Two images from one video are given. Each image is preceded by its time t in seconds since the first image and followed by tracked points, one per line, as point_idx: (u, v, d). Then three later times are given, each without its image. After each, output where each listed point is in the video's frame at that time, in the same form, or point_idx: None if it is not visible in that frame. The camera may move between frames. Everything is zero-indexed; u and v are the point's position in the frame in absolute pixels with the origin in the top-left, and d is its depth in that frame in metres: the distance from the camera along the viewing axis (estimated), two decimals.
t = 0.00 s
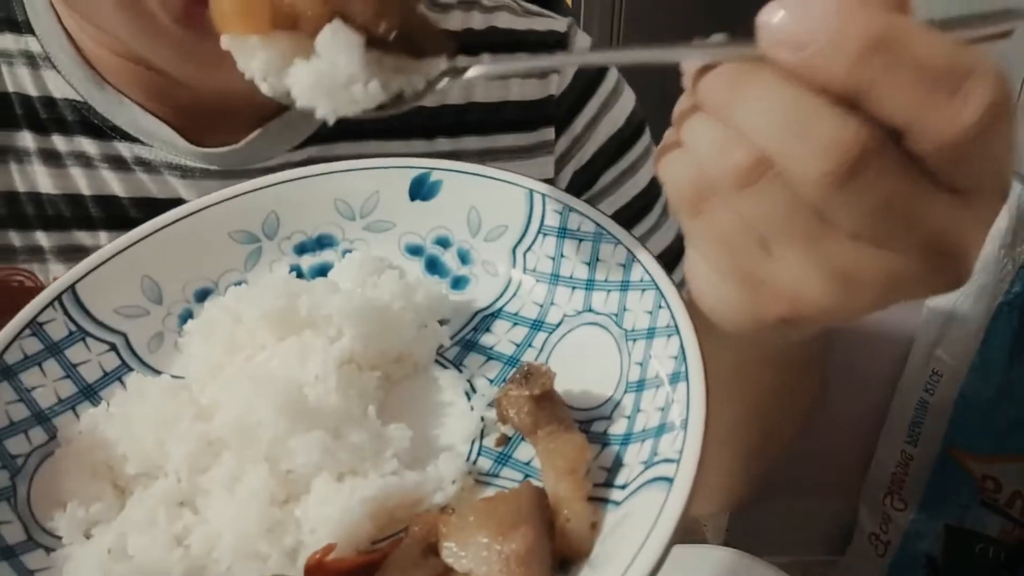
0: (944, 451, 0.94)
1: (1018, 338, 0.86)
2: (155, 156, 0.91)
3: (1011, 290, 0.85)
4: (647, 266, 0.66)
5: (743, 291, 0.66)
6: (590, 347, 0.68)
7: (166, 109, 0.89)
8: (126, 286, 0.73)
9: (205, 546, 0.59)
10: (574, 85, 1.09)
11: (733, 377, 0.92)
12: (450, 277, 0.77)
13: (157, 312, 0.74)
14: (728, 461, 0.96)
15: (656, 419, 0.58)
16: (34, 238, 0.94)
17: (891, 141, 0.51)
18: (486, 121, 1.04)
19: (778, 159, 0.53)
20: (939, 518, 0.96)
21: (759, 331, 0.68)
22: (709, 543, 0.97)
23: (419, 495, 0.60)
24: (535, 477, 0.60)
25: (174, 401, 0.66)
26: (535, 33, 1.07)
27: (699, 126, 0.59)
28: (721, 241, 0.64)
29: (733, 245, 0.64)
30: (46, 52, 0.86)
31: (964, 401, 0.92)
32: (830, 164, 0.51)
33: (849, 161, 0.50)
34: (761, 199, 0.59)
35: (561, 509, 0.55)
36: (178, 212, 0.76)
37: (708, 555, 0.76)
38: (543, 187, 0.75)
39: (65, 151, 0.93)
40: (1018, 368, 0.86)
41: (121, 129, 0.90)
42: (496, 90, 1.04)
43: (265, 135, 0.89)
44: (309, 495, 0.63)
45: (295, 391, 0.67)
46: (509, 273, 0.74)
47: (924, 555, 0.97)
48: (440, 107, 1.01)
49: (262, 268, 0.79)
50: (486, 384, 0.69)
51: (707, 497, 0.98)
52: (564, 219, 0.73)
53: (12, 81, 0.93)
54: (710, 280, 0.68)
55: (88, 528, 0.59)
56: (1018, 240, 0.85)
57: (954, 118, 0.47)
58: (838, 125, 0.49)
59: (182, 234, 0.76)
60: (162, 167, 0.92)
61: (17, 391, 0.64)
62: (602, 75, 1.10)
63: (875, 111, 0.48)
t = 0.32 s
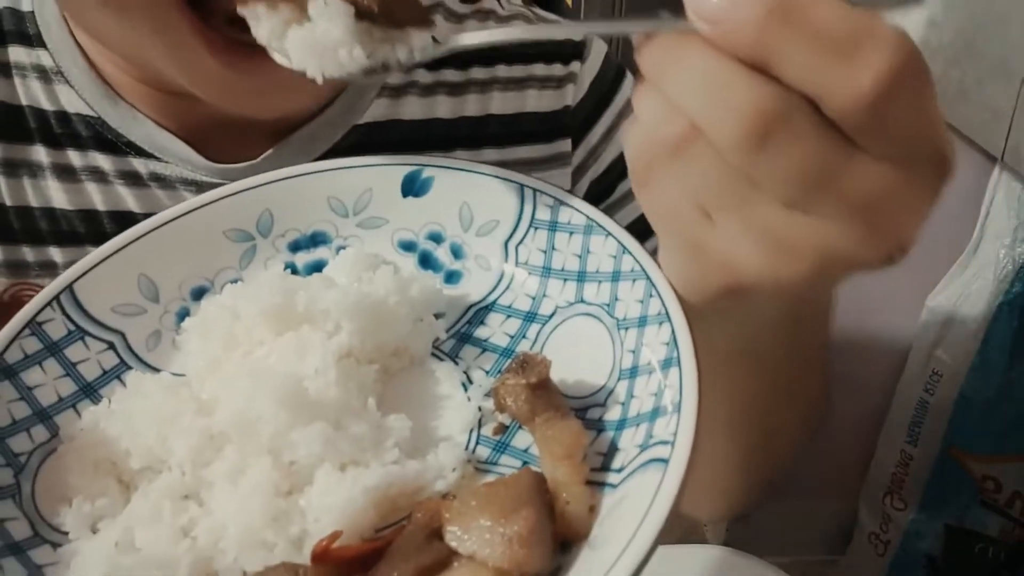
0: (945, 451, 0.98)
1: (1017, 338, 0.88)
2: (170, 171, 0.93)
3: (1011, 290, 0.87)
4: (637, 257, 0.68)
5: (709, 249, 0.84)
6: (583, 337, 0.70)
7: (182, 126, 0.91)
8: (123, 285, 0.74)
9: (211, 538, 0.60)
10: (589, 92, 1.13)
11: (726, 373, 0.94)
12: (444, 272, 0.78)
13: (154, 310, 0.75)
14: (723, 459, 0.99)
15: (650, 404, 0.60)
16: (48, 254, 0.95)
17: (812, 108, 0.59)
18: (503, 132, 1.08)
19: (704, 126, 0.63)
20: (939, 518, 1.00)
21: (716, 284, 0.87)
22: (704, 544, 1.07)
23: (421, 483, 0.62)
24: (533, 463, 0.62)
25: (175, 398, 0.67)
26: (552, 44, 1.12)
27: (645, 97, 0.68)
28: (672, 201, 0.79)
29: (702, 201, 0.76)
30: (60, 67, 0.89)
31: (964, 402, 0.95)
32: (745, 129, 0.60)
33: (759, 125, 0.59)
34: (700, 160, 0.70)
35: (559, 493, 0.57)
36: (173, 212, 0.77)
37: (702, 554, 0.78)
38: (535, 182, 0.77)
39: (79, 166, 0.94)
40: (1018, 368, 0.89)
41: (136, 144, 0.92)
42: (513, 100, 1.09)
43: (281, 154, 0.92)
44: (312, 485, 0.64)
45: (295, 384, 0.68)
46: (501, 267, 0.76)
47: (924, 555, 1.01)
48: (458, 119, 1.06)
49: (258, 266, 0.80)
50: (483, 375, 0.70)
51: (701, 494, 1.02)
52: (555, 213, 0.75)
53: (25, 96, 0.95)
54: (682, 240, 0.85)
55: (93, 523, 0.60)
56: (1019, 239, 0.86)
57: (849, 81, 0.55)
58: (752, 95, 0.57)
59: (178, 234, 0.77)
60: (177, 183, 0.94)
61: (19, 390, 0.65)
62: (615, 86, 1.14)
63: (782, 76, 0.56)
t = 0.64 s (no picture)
0: (946, 450, 1.06)
1: (1015, 340, 0.98)
2: (184, 177, 0.94)
3: (1011, 290, 0.98)
4: (642, 262, 0.69)
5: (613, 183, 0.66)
6: (588, 341, 0.71)
7: (199, 134, 0.93)
8: (132, 287, 0.74)
9: (226, 538, 0.61)
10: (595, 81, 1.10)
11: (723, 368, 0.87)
12: (450, 275, 0.79)
13: (164, 312, 0.76)
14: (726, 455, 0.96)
15: (656, 408, 0.61)
16: (62, 259, 0.96)
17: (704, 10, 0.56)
18: (509, 125, 1.07)
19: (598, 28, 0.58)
20: (939, 518, 1.07)
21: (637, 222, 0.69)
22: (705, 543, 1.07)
23: (431, 484, 0.63)
24: (541, 465, 0.63)
25: (187, 401, 0.69)
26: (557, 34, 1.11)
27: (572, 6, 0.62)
28: (598, 132, 0.64)
29: (596, 128, 0.64)
30: (72, 73, 0.92)
31: (964, 401, 1.04)
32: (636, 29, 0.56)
33: (649, 19, 0.55)
34: (604, 75, 0.62)
35: (569, 494, 0.58)
36: (180, 215, 0.77)
37: (701, 554, 0.79)
38: (541, 188, 0.78)
39: (94, 172, 0.95)
40: (1017, 368, 0.98)
41: (150, 151, 0.93)
42: (517, 93, 1.08)
43: (292, 159, 0.93)
44: (324, 486, 0.65)
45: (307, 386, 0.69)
46: (507, 270, 0.77)
47: (925, 555, 1.08)
48: (465, 113, 1.06)
49: (266, 268, 0.81)
50: (489, 378, 0.71)
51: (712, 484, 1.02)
52: (560, 219, 0.76)
53: (39, 101, 0.96)
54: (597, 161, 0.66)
55: (108, 523, 0.62)
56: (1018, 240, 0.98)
57: None
58: None
59: (186, 237, 0.77)
60: (191, 188, 0.95)
61: (32, 391, 0.65)
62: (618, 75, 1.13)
63: None
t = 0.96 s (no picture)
0: (946, 451, 1.07)
1: (1016, 340, 0.99)
2: (188, 181, 0.94)
3: (1011, 289, 1.00)
4: (650, 276, 0.69)
5: (597, 198, 0.61)
6: (594, 353, 0.71)
7: (202, 139, 0.92)
8: (140, 293, 0.74)
9: (234, 547, 0.62)
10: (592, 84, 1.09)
11: (728, 378, 0.84)
12: (456, 285, 0.80)
13: (171, 318, 0.76)
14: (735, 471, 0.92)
15: (663, 423, 0.61)
16: (65, 262, 0.97)
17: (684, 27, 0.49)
18: (511, 129, 1.07)
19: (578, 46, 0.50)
20: (939, 518, 1.08)
21: (622, 237, 0.63)
22: (705, 544, 1.03)
23: (438, 496, 0.64)
24: (547, 477, 0.63)
25: (194, 407, 0.69)
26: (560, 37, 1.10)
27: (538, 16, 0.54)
28: (580, 146, 0.58)
29: (577, 142, 0.58)
30: (77, 76, 0.90)
31: (964, 402, 1.05)
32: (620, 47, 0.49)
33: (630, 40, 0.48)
34: (585, 89, 0.56)
35: (576, 508, 0.58)
36: (187, 222, 0.77)
37: (702, 554, 0.79)
38: (548, 199, 0.78)
39: (97, 175, 0.95)
40: (1016, 369, 0.99)
41: (154, 154, 0.92)
42: (519, 96, 1.07)
43: (296, 164, 0.92)
44: (332, 497, 0.66)
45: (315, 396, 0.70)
46: (513, 281, 0.77)
47: (925, 555, 1.08)
48: (467, 117, 1.06)
49: (272, 276, 0.81)
50: (496, 389, 0.72)
51: (721, 500, 0.98)
52: (568, 230, 0.76)
53: (43, 103, 0.95)
54: (580, 169, 0.60)
55: (116, 531, 0.62)
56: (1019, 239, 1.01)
57: None
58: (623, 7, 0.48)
59: (193, 244, 0.77)
60: (195, 192, 0.95)
61: (40, 397, 0.65)
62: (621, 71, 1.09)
63: None
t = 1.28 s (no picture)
0: (945, 450, 0.98)
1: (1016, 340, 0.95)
2: (187, 183, 0.94)
3: (1011, 289, 0.98)
4: (654, 282, 0.69)
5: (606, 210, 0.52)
6: (598, 358, 0.71)
7: (202, 143, 0.92)
8: (141, 296, 0.74)
9: (235, 552, 0.62)
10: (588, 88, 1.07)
11: (741, 381, 0.81)
12: (460, 288, 0.79)
13: (173, 321, 0.75)
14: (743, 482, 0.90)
15: (667, 431, 0.61)
16: (64, 263, 0.96)
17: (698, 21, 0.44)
18: (509, 131, 1.05)
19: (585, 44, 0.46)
20: (940, 517, 0.97)
21: (629, 253, 0.54)
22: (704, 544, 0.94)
23: (440, 502, 0.64)
24: (549, 485, 0.63)
25: (196, 410, 0.69)
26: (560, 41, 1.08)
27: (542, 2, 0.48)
28: (588, 153, 0.51)
29: (583, 149, 0.52)
30: (77, 78, 0.90)
31: (964, 402, 0.98)
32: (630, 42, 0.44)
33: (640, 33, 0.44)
34: (592, 89, 0.50)
35: (578, 516, 0.58)
36: (190, 224, 0.77)
37: (702, 553, 0.78)
38: (551, 203, 0.77)
39: (97, 178, 0.94)
40: (1017, 367, 0.94)
41: (154, 157, 0.93)
42: (517, 98, 1.05)
43: (295, 168, 0.93)
44: (333, 503, 0.66)
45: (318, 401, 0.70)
46: (517, 285, 0.77)
47: (924, 555, 0.96)
48: (465, 119, 1.04)
49: (275, 278, 0.81)
50: (498, 395, 0.71)
51: (724, 501, 0.94)
52: (572, 235, 0.76)
53: (43, 105, 0.95)
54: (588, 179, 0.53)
55: (117, 535, 0.62)
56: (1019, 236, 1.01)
57: None
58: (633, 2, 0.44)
59: (195, 247, 0.77)
60: (194, 196, 0.95)
61: (42, 400, 0.65)
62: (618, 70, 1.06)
63: None
